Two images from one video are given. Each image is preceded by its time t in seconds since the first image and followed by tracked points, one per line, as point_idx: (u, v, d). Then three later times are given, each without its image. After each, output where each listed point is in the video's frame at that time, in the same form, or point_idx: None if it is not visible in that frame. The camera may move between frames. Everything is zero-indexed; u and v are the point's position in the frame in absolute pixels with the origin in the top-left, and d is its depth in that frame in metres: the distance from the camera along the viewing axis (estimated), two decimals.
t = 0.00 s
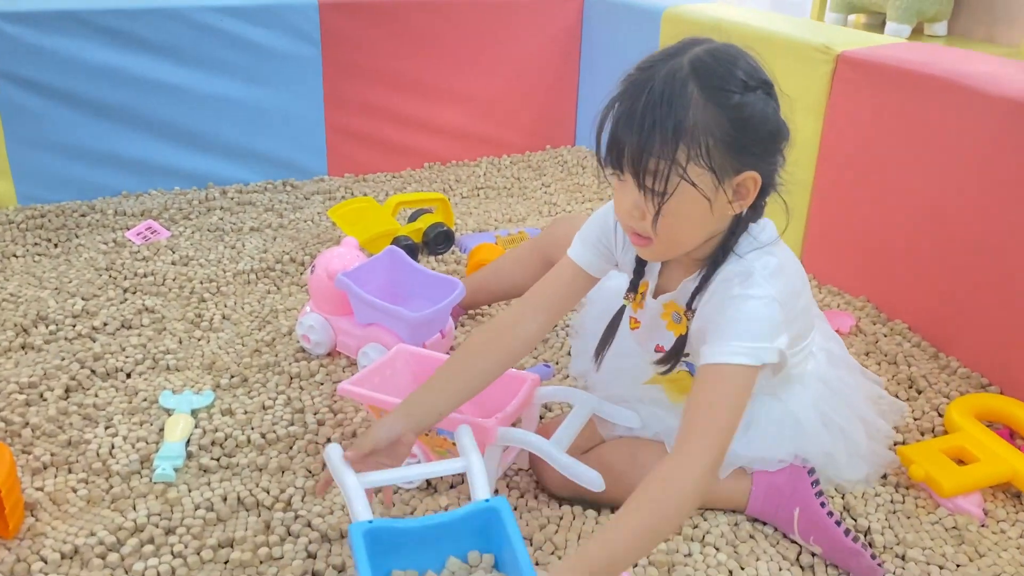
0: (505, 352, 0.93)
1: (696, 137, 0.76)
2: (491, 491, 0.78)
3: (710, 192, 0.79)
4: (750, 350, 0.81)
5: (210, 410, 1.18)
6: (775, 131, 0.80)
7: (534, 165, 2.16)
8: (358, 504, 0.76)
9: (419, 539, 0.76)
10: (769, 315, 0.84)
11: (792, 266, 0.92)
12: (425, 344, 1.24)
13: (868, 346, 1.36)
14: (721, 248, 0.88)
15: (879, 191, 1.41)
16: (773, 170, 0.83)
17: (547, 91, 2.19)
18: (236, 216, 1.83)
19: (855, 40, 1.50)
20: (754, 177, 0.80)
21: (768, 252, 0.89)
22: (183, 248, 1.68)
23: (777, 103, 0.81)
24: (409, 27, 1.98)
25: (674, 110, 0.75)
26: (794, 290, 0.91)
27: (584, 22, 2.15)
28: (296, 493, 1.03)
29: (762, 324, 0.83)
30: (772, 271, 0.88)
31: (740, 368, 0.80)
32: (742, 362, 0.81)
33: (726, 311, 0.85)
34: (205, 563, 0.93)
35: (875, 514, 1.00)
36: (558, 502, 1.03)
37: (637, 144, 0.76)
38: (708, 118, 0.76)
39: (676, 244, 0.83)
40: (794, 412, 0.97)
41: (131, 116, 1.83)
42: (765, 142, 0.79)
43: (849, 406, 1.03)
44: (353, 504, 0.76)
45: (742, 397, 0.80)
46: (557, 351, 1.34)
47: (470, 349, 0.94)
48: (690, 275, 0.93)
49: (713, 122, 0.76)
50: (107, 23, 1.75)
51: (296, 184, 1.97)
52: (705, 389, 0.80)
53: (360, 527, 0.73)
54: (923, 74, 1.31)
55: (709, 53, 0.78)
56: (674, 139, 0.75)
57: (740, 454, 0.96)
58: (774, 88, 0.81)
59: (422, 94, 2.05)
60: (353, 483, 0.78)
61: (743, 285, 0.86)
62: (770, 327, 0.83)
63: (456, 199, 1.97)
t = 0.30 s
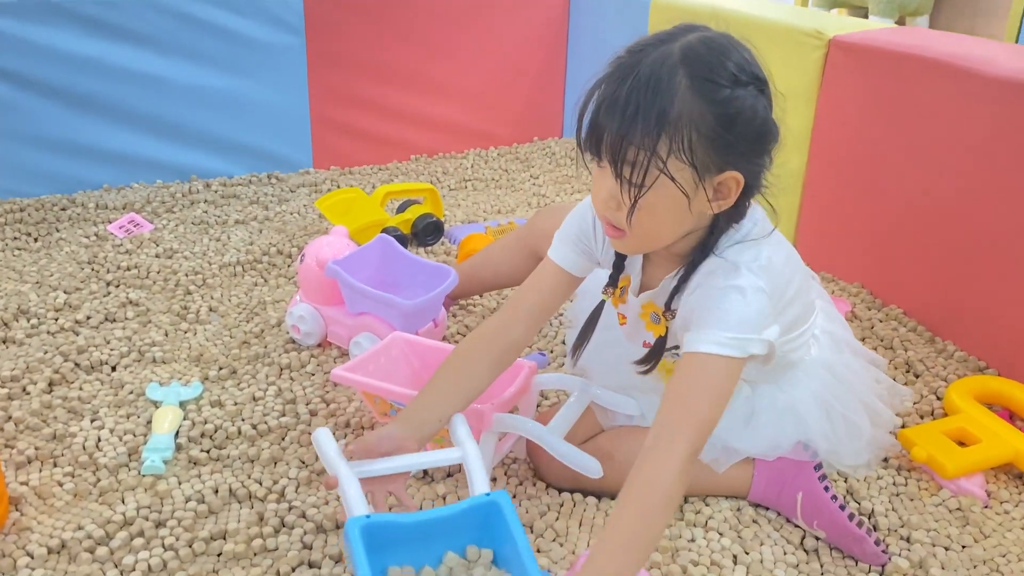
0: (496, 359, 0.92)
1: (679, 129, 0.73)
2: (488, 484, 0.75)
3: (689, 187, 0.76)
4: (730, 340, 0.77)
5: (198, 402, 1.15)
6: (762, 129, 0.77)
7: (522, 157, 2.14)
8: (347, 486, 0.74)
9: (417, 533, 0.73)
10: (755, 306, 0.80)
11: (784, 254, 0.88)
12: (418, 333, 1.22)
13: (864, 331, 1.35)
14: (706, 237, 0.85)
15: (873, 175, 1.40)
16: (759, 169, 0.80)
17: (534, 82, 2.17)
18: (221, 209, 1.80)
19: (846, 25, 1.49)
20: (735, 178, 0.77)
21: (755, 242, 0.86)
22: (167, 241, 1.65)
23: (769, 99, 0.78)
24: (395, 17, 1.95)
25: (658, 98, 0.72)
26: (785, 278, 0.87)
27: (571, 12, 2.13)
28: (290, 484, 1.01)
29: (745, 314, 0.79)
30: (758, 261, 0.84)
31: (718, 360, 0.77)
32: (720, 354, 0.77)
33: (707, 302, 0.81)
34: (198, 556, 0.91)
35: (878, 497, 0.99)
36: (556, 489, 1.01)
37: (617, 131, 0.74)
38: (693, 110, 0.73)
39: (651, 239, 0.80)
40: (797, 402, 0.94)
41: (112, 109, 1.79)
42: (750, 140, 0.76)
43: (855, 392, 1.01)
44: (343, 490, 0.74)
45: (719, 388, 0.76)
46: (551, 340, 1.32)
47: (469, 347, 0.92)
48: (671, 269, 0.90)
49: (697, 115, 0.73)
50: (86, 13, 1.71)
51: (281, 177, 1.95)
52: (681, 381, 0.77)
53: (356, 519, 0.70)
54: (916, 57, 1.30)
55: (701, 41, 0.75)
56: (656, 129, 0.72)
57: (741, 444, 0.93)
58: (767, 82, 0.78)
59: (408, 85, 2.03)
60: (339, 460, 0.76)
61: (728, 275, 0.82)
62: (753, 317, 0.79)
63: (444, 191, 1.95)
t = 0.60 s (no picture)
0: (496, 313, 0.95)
1: (672, 72, 0.76)
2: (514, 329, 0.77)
3: (688, 129, 0.80)
4: (779, 266, 0.81)
5: (191, 386, 1.15)
6: (762, 71, 0.79)
7: (512, 144, 2.14)
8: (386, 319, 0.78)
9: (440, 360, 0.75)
10: (789, 238, 0.84)
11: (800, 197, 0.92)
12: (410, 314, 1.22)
13: (856, 311, 1.36)
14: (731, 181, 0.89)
15: (862, 155, 1.41)
16: (760, 112, 0.82)
17: (524, 69, 2.17)
18: (210, 197, 1.79)
19: (835, 7, 1.50)
20: (735, 119, 0.80)
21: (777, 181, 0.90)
22: (156, 229, 1.64)
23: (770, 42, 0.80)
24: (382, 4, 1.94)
25: (653, 41, 0.75)
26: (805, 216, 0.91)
27: None
28: (285, 465, 1.00)
29: (784, 244, 0.83)
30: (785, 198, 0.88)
31: (773, 285, 0.80)
32: (775, 279, 0.80)
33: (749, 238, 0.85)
34: (193, 536, 0.90)
35: (873, 471, 1.00)
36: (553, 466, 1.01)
37: (613, 77, 0.77)
38: (686, 53, 0.75)
39: (656, 180, 0.84)
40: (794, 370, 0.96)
41: (98, 97, 1.78)
42: (748, 84, 0.78)
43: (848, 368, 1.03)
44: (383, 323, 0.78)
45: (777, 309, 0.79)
46: (545, 322, 1.32)
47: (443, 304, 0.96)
48: (696, 215, 0.94)
49: (692, 58, 0.76)
50: None
51: (270, 166, 1.94)
52: (740, 310, 0.80)
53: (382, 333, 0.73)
54: (903, 36, 1.30)
55: None
56: (650, 73, 0.76)
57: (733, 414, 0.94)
58: (769, 27, 0.80)
59: (397, 73, 2.02)
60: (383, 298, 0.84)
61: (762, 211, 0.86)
62: (792, 247, 0.83)
63: (435, 178, 1.95)
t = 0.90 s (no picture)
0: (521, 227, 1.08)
1: (690, 34, 0.86)
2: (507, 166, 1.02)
3: (707, 83, 0.90)
4: (744, 213, 0.91)
5: (186, 374, 1.16)
6: (768, 22, 0.89)
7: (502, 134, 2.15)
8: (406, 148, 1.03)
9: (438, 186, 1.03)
10: (766, 190, 0.94)
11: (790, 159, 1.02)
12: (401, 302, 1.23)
13: (841, 294, 1.38)
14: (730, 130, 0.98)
15: (847, 140, 1.42)
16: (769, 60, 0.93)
17: (512, 59, 2.18)
18: (201, 189, 1.80)
19: None
20: (749, 67, 0.90)
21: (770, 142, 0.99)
22: (149, 220, 1.65)
23: None
24: None
25: (669, 9, 0.85)
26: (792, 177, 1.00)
27: None
28: (280, 450, 1.02)
29: (757, 195, 0.93)
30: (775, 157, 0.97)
31: (733, 226, 0.91)
32: (736, 222, 0.90)
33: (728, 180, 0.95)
34: (190, 520, 0.92)
35: (857, 450, 1.02)
36: (543, 446, 1.03)
37: (637, 45, 0.88)
38: (700, 16, 0.85)
39: (682, 130, 0.95)
40: (769, 334, 1.02)
41: (88, 89, 1.78)
42: (758, 35, 0.88)
43: (826, 341, 1.07)
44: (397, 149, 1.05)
45: (732, 251, 0.90)
46: (536, 309, 1.33)
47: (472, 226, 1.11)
48: (701, 156, 1.02)
49: (704, 19, 0.86)
50: None
51: (261, 157, 1.95)
52: (699, 237, 0.91)
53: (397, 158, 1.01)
54: (886, 23, 1.32)
55: None
56: (670, 37, 0.86)
57: (722, 374, 1.00)
58: None
59: (386, 63, 2.03)
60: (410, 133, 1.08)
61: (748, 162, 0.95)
62: (764, 199, 0.93)
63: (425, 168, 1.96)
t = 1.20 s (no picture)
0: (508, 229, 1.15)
1: (667, 43, 0.89)
2: (490, 164, 1.08)
3: (684, 88, 0.93)
4: (678, 220, 0.96)
5: (181, 388, 1.19)
6: (739, 29, 0.92)
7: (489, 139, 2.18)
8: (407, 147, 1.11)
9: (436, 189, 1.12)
10: (709, 197, 0.97)
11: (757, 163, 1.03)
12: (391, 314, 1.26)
13: (819, 301, 1.41)
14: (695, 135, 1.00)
15: (824, 148, 1.45)
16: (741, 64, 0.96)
17: (499, 65, 2.21)
18: (193, 198, 1.83)
19: (798, 5, 1.55)
20: (722, 71, 0.93)
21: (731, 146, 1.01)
22: (142, 232, 1.67)
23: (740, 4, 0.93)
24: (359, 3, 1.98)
25: (645, 22, 0.89)
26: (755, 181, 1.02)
27: None
28: (274, 463, 1.05)
29: (697, 201, 0.96)
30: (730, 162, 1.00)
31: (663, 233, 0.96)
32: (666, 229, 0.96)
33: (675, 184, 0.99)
34: (187, 534, 0.95)
35: (830, 457, 1.06)
36: (528, 457, 1.06)
37: (618, 57, 0.91)
38: (676, 26, 0.89)
39: (662, 134, 0.97)
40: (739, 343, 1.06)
41: (80, 101, 1.81)
42: (730, 41, 0.92)
43: (798, 349, 1.12)
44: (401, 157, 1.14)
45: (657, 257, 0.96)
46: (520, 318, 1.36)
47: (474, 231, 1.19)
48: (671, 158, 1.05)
49: (678, 29, 0.89)
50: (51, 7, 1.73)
51: (251, 166, 1.98)
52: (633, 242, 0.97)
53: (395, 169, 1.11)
54: (860, 34, 1.35)
55: None
56: (648, 47, 0.89)
57: (696, 386, 1.04)
58: None
59: (375, 71, 2.06)
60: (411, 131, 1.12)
61: (700, 167, 0.99)
62: (704, 207, 0.97)
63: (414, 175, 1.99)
